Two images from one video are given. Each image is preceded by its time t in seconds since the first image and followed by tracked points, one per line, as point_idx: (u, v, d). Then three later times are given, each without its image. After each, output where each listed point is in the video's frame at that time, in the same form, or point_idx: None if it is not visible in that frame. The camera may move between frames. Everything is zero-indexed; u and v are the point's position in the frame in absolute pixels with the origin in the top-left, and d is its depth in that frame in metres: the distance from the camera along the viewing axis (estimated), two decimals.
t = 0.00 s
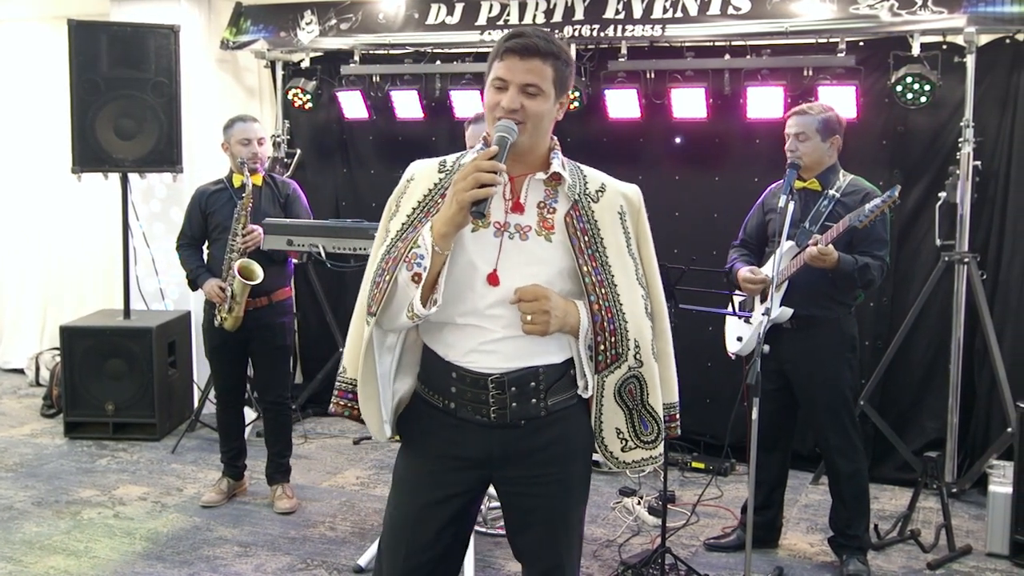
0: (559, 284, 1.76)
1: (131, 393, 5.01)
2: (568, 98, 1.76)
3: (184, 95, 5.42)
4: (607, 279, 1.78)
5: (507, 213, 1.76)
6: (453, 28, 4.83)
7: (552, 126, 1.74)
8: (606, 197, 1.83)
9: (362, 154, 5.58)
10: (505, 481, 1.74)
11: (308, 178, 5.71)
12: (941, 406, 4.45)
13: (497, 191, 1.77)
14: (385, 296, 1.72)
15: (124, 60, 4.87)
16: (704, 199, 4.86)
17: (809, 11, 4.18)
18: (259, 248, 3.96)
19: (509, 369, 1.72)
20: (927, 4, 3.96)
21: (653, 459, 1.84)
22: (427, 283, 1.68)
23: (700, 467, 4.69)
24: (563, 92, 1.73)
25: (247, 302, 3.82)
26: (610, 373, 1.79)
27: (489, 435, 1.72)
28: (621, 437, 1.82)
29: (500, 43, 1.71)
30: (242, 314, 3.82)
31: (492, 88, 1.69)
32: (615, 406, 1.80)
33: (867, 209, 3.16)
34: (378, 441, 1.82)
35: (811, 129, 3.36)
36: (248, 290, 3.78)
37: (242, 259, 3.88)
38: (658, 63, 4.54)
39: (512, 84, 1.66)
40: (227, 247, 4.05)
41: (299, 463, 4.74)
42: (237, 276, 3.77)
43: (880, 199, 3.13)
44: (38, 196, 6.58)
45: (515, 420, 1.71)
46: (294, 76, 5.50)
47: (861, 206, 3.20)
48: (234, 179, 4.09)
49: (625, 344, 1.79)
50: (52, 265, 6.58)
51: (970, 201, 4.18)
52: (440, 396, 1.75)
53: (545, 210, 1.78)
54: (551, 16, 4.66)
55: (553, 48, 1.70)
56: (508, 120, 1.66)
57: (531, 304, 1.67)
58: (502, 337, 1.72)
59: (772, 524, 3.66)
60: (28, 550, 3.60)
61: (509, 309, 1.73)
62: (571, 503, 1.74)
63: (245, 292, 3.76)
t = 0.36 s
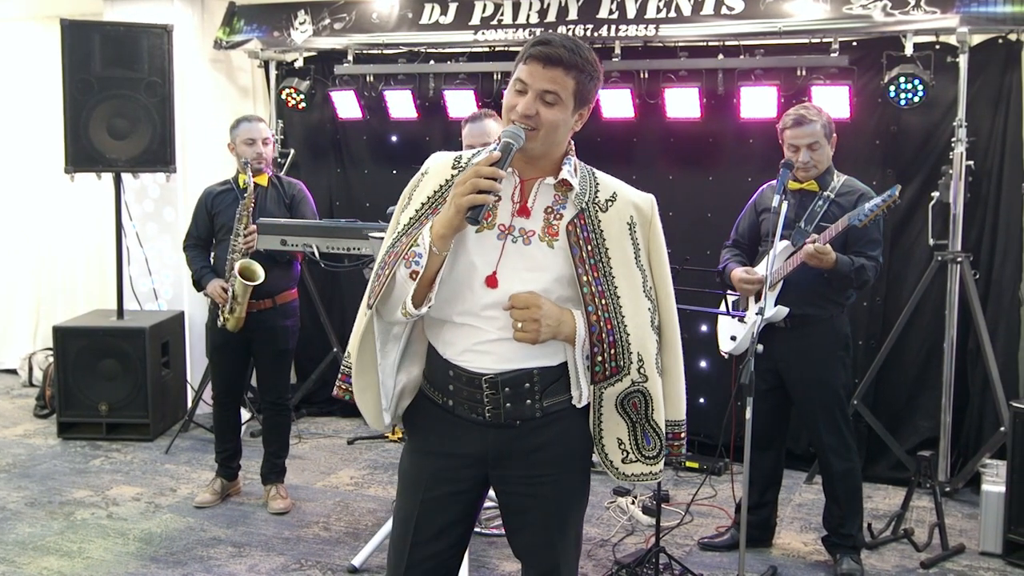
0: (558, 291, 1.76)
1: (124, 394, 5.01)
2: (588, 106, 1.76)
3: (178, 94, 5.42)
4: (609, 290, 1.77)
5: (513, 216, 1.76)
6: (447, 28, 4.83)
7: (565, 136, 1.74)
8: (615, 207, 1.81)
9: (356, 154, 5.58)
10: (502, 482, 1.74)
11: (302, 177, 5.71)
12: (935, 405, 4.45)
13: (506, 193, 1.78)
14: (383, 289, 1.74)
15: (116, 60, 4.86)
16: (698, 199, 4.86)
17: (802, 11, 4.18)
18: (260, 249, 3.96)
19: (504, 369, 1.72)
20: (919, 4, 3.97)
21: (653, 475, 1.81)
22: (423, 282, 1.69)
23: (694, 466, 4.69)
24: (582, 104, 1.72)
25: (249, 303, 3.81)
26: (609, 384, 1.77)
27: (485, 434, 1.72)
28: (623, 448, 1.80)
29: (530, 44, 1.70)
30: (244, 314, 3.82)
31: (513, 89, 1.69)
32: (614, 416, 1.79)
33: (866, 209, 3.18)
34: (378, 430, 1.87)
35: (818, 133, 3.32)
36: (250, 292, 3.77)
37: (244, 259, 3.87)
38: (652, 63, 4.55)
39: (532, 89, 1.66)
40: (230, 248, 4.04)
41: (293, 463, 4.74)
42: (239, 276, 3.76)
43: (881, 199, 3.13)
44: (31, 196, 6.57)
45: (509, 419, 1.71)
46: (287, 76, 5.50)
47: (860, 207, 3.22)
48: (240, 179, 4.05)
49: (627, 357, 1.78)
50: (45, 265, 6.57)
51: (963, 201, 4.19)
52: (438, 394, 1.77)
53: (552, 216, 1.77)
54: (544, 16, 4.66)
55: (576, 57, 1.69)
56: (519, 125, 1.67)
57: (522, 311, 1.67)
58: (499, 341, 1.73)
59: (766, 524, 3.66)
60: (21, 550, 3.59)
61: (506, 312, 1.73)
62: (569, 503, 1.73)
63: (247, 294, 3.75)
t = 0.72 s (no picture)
0: (544, 292, 1.75)
1: (121, 394, 5.00)
2: (572, 104, 1.76)
3: (175, 96, 5.41)
4: (596, 292, 1.76)
5: (500, 218, 1.77)
6: (443, 28, 4.83)
7: (550, 136, 1.75)
8: (604, 207, 1.80)
9: (352, 154, 5.57)
10: (489, 483, 1.75)
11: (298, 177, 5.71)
12: (931, 405, 4.46)
13: (494, 195, 1.79)
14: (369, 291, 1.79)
15: (113, 60, 4.86)
16: (695, 199, 4.86)
17: (798, 11, 4.18)
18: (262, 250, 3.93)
19: (489, 370, 1.72)
20: (916, 4, 3.97)
21: (645, 477, 1.80)
22: (404, 285, 1.74)
23: (691, 466, 4.69)
24: (564, 103, 1.72)
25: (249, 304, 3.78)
26: (596, 386, 1.77)
27: (472, 435, 1.73)
28: (614, 450, 1.80)
29: (507, 48, 1.71)
30: (245, 315, 3.79)
31: (492, 95, 1.70)
32: (605, 417, 1.79)
33: (869, 211, 3.20)
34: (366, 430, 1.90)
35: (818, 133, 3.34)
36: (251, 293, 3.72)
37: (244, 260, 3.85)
38: (649, 63, 4.55)
39: (509, 95, 1.67)
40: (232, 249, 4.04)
41: (290, 464, 4.74)
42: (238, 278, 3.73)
43: (885, 201, 3.17)
44: (27, 197, 6.57)
45: (495, 421, 1.72)
46: (284, 76, 5.49)
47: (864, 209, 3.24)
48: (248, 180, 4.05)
49: (614, 359, 1.77)
50: (41, 265, 6.56)
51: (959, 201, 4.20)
52: (428, 394, 1.79)
53: (538, 218, 1.77)
54: (541, 16, 4.66)
55: (552, 57, 1.69)
56: (498, 129, 1.69)
57: (501, 315, 1.67)
58: (485, 342, 1.74)
59: (763, 524, 3.67)
60: (18, 551, 3.58)
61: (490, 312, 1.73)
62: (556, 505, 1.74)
63: (248, 295, 3.71)
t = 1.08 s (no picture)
0: (528, 287, 1.76)
1: (117, 394, 5.00)
2: (538, 93, 1.74)
3: (171, 98, 5.40)
4: (577, 282, 1.75)
5: (479, 217, 1.79)
6: (440, 28, 4.83)
7: (520, 129, 1.75)
8: (582, 197, 1.81)
9: (349, 154, 5.57)
10: (476, 484, 1.76)
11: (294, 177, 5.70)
12: (926, 404, 4.47)
13: (472, 195, 1.81)
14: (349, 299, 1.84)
15: (109, 60, 4.85)
16: (691, 199, 4.87)
17: (794, 11, 4.19)
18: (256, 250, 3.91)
19: (476, 371, 1.74)
20: (911, 4, 3.98)
21: (637, 475, 1.78)
22: (384, 290, 1.78)
23: (687, 466, 4.69)
24: (529, 95, 1.71)
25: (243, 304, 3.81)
26: (587, 381, 1.73)
27: (459, 436, 1.76)
28: (607, 454, 1.76)
29: (461, 51, 1.71)
30: (239, 315, 3.82)
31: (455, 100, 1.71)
32: (596, 418, 1.74)
33: (867, 210, 3.22)
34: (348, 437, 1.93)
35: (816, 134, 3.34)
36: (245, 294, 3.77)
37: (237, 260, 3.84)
38: (645, 63, 4.55)
39: (471, 99, 1.68)
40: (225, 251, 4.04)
41: (287, 464, 4.73)
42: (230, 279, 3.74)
43: (882, 200, 3.17)
44: (23, 197, 6.56)
45: (481, 422, 1.74)
46: (280, 76, 5.49)
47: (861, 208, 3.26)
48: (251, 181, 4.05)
49: (599, 350, 1.75)
50: (38, 266, 6.55)
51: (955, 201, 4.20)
52: (415, 395, 1.82)
53: (517, 213, 1.78)
54: (537, 16, 4.66)
55: (506, 52, 1.68)
56: (468, 133, 1.71)
57: (481, 304, 1.68)
58: (469, 342, 1.75)
59: (759, 523, 3.67)
60: (13, 552, 3.58)
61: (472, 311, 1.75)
62: (542, 506, 1.75)
63: (241, 296, 3.75)
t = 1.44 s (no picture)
0: (512, 289, 1.76)
1: (117, 395, 4.99)
2: (496, 95, 1.73)
3: (171, 97, 5.41)
4: (561, 279, 1.74)
5: (459, 222, 1.78)
6: (440, 28, 4.83)
7: (484, 136, 1.74)
8: (562, 192, 1.79)
9: (349, 155, 5.57)
10: (475, 485, 1.77)
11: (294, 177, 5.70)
12: (926, 404, 4.47)
13: (452, 200, 1.81)
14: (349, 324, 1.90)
15: (109, 60, 4.85)
16: (691, 199, 4.87)
17: (793, 11, 4.19)
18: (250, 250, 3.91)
19: (468, 376, 1.74)
20: (911, 5, 3.98)
21: (639, 462, 1.79)
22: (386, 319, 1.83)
23: (687, 466, 4.69)
24: (485, 101, 1.70)
25: (237, 304, 3.81)
26: (576, 376, 1.74)
27: (454, 438, 1.76)
28: (603, 444, 1.78)
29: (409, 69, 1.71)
30: (234, 314, 3.81)
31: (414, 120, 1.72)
32: (589, 410, 1.76)
33: (867, 211, 3.22)
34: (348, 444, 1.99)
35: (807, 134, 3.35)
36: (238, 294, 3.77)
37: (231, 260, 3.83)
38: (645, 63, 4.54)
39: (428, 117, 1.68)
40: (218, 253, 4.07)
41: (287, 464, 4.74)
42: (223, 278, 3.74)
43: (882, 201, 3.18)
44: (23, 197, 6.56)
45: (476, 425, 1.74)
46: (280, 76, 5.49)
47: (861, 209, 3.26)
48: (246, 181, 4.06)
49: (587, 345, 1.75)
50: (37, 266, 6.55)
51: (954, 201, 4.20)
52: (412, 398, 1.83)
53: (497, 214, 1.77)
54: (537, 16, 4.65)
55: (451, 64, 1.67)
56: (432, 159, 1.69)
57: (464, 312, 1.67)
58: (458, 347, 1.75)
59: (759, 524, 3.66)
60: (13, 552, 3.58)
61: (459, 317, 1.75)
62: (539, 506, 1.76)
63: (235, 296, 3.75)
